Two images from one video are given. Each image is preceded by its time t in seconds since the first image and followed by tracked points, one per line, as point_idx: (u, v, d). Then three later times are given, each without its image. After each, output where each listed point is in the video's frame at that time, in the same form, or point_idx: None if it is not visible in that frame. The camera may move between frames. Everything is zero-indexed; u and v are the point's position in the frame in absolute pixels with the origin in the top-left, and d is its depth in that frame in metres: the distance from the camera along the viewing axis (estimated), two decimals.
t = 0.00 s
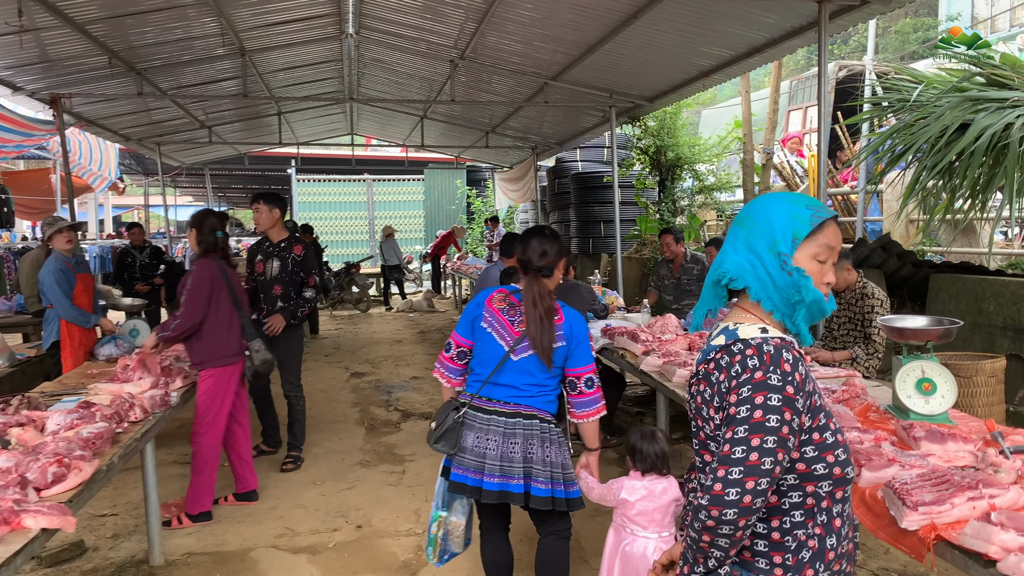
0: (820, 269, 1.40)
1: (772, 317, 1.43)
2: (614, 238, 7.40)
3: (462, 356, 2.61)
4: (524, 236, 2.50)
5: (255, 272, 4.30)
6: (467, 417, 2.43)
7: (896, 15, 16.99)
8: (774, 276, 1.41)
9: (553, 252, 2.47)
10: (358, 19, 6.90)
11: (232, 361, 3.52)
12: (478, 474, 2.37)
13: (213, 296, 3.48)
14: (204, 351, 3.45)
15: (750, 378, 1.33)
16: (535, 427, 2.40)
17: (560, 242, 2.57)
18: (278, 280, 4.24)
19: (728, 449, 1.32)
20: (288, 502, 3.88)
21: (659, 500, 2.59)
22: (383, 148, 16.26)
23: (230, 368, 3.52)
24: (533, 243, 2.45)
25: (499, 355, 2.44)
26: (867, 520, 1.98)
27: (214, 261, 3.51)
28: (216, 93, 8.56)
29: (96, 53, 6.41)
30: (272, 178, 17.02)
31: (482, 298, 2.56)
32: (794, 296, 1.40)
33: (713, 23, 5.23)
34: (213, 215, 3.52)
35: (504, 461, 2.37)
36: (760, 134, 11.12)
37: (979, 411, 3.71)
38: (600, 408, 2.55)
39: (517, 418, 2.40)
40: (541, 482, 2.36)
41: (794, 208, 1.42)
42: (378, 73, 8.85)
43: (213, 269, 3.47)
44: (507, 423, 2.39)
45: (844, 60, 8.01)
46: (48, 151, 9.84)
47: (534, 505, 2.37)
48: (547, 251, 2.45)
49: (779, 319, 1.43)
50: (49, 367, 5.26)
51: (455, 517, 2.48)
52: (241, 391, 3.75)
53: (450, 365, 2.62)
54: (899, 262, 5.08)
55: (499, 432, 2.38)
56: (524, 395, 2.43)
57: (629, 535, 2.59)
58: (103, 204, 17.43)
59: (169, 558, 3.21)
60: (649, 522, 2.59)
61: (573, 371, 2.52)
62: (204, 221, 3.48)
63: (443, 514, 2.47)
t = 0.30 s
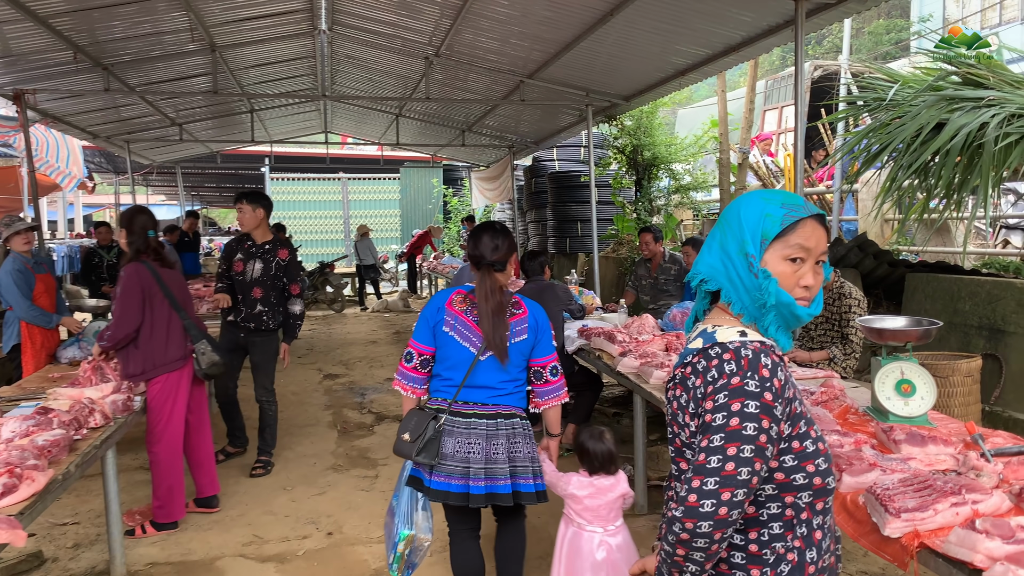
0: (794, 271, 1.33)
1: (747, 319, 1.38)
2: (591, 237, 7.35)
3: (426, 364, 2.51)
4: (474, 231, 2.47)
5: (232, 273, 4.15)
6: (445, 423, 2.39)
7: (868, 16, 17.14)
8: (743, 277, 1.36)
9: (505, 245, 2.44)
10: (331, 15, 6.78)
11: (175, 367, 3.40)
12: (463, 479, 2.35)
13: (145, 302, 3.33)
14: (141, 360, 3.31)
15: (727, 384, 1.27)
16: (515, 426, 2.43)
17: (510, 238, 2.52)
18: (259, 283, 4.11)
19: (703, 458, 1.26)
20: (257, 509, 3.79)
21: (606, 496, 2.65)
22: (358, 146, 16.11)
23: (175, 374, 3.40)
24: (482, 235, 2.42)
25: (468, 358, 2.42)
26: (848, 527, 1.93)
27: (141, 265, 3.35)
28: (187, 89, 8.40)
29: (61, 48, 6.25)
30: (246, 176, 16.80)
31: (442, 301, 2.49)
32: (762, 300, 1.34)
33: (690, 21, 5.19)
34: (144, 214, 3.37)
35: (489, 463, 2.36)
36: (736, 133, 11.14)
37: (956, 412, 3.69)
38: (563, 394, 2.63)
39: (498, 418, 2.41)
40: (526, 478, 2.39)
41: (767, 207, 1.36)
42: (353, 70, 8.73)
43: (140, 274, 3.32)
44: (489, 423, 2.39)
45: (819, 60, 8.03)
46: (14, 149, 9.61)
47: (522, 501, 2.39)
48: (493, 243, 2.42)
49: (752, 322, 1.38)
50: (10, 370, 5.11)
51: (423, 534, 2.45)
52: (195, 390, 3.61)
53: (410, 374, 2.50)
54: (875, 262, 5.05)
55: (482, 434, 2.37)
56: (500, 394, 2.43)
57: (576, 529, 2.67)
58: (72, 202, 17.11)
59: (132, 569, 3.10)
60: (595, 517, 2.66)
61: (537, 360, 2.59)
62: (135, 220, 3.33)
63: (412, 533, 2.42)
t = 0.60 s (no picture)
0: (768, 273, 1.30)
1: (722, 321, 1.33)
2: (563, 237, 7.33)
3: (400, 368, 2.42)
4: (445, 230, 2.49)
5: (203, 273, 3.99)
6: (427, 424, 2.36)
7: (836, 18, 17.31)
8: (716, 279, 1.32)
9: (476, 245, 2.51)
10: (300, 11, 6.68)
11: (132, 371, 3.32)
12: (446, 479, 2.34)
13: (100, 304, 3.24)
14: (96, 365, 3.23)
15: (702, 387, 1.23)
16: (491, 422, 2.47)
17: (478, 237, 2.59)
18: (235, 285, 3.99)
19: (676, 463, 1.22)
20: (222, 515, 3.70)
21: (565, 486, 2.73)
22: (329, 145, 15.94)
23: (131, 379, 3.32)
24: (458, 234, 2.47)
25: (448, 358, 2.40)
26: (823, 531, 1.90)
27: (97, 266, 3.26)
28: (152, 86, 8.24)
29: (20, 43, 6.09)
30: (214, 175, 16.57)
31: (415, 302, 2.42)
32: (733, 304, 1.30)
33: (662, 21, 5.18)
34: (99, 214, 3.28)
35: (471, 460, 2.39)
36: (708, 133, 11.16)
37: (926, 411, 3.71)
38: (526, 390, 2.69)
39: (477, 415, 2.44)
40: (505, 473, 2.45)
41: (743, 207, 1.33)
42: (322, 68, 8.63)
43: (95, 276, 3.22)
44: (470, 422, 2.41)
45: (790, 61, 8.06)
46: None
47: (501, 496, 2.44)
48: (465, 242, 2.48)
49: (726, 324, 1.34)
50: None
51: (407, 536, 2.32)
52: (152, 395, 3.52)
53: (383, 377, 2.39)
54: (845, 261, 5.07)
55: (465, 433, 2.39)
56: (477, 392, 2.46)
57: (533, 521, 2.71)
58: (35, 201, 16.76)
59: None
60: (552, 508, 2.71)
61: (506, 357, 2.62)
62: (90, 220, 3.24)
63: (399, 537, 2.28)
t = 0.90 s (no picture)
0: (752, 274, 1.26)
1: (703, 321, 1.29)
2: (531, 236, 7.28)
3: (375, 357, 2.46)
4: (427, 223, 2.55)
5: (167, 278, 3.76)
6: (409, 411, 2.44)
7: (798, 20, 17.48)
8: (700, 280, 1.28)
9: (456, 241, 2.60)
10: (261, 6, 6.54)
11: (88, 372, 3.18)
12: (427, 466, 2.43)
13: (60, 300, 3.13)
14: (51, 361, 3.08)
15: (684, 387, 1.18)
16: (465, 409, 2.58)
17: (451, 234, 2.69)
18: (203, 287, 3.84)
19: (657, 464, 1.16)
20: (181, 523, 3.58)
21: (527, 469, 2.90)
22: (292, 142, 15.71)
23: (85, 379, 3.17)
24: (441, 228, 2.53)
25: (427, 349, 2.49)
26: (798, 534, 1.87)
27: (63, 262, 3.18)
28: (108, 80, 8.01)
29: None
30: (174, 173, 16.23)
31: (395, 294, 2.47)
32: (717, 309, 1.27)
33: (630, 19, 5.15)
34: (71, 210, 3.22)
35: (449, 446, 2.49)
36: (674, 133, 11.19)
37: (892, 410, 3.72)
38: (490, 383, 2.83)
39: (452, 403, 2.56)
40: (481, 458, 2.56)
41: (726, 206, 1.27)
42: (285, 64, 8.47)
43: (59, 271, 3.14)
44: (447, 410, 2.52)
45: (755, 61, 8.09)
46: None
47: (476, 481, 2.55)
48: (448, 236, 2.55)
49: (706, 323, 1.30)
50: None
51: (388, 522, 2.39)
52: (109, 400, 3.41)
53: (359, 366, 2.43)
54: (812, 260, 5.13)
55: (442, 420, 2.49)
56: (452, 381, 2.57)
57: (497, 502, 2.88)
58: None
59: None
60: (515, 489, 2.89)
61: (475, 352, 2.73)
62: (61, 216, 3.16)
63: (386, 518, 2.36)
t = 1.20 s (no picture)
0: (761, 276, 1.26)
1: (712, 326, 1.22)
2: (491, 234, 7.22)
3: (344, 348, 2.48)
4: (393, 216, 2.60)
5: (122, 284, 3.49)
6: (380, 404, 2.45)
7: (752, 20, 17.67)
8: (724, 287, 1.20)
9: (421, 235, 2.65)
10: None
11: (35, 375, 3.03)
12: (402, 457, 2.44)
13: (10, 298, 2.97)
14: None
15: (684, 392, 1.11)
16: (436, 401, 2.61)
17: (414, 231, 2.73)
18: (161, 290, 3.59)
19: (658, 474, 1.10)
20: (131, 534, 3.44)
21: (473, 460, 2.86)
22: (246, 138, 15.39)
23: (33, 383, 3.03)
24: (407, 221, 2.59)
25: (398, 339, 2.52)
26: (776, 540, 1.83)
27: (14, 259, 3.02)
28: (52, 72, 7.73)
29: None
30: (123, 169, 15.79)
31: (366, 284, 2.51)
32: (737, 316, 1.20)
33: (592, 16, 5.11)
34: (20, 209, 3.08)
35: (422, 436, 2.51)
36: (633, 131, 11.21)
37: (856, 407, 3.74)
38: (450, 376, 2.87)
39: (422, 392, 2.58)
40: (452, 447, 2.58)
41: (745, 209, 1.23)
42: (237, 57, 8.27)
43: (11, 268, 2.98)
44: (418, 400, 2.54)
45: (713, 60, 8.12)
46: None
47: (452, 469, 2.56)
48: (412, 230, 2.61)
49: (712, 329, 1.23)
50: None
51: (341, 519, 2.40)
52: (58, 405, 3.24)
53: (328, 355, 2.44)
54: (774, 259, 5.13)
55: (414, 411, 2.51)
56: (420, 372, 2.61)
57: (449, 497, 2.85)
58: None
59: None
60: (465, 482, 2.85)
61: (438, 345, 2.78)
62: (10, 214, 3.03)
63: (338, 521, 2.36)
